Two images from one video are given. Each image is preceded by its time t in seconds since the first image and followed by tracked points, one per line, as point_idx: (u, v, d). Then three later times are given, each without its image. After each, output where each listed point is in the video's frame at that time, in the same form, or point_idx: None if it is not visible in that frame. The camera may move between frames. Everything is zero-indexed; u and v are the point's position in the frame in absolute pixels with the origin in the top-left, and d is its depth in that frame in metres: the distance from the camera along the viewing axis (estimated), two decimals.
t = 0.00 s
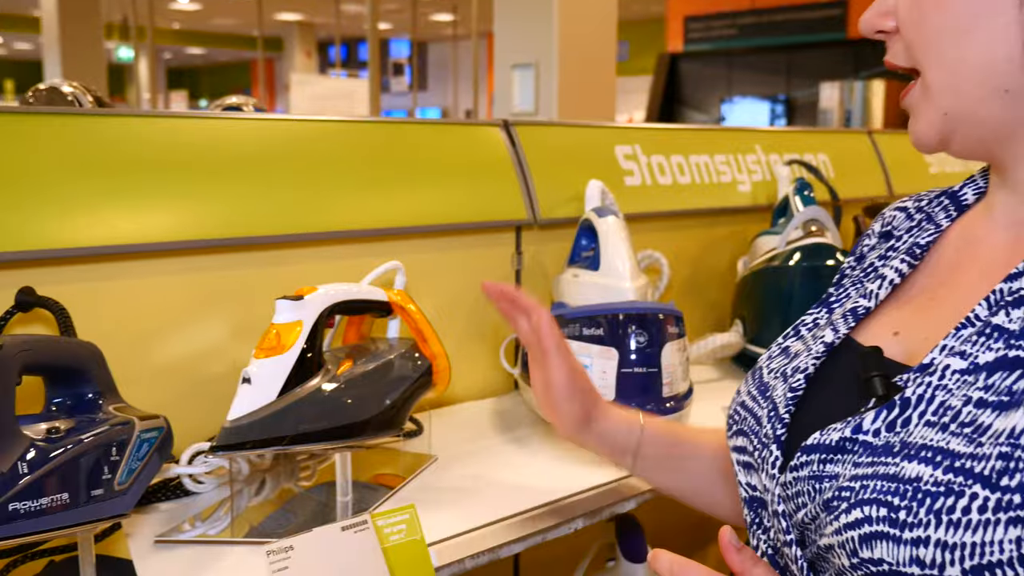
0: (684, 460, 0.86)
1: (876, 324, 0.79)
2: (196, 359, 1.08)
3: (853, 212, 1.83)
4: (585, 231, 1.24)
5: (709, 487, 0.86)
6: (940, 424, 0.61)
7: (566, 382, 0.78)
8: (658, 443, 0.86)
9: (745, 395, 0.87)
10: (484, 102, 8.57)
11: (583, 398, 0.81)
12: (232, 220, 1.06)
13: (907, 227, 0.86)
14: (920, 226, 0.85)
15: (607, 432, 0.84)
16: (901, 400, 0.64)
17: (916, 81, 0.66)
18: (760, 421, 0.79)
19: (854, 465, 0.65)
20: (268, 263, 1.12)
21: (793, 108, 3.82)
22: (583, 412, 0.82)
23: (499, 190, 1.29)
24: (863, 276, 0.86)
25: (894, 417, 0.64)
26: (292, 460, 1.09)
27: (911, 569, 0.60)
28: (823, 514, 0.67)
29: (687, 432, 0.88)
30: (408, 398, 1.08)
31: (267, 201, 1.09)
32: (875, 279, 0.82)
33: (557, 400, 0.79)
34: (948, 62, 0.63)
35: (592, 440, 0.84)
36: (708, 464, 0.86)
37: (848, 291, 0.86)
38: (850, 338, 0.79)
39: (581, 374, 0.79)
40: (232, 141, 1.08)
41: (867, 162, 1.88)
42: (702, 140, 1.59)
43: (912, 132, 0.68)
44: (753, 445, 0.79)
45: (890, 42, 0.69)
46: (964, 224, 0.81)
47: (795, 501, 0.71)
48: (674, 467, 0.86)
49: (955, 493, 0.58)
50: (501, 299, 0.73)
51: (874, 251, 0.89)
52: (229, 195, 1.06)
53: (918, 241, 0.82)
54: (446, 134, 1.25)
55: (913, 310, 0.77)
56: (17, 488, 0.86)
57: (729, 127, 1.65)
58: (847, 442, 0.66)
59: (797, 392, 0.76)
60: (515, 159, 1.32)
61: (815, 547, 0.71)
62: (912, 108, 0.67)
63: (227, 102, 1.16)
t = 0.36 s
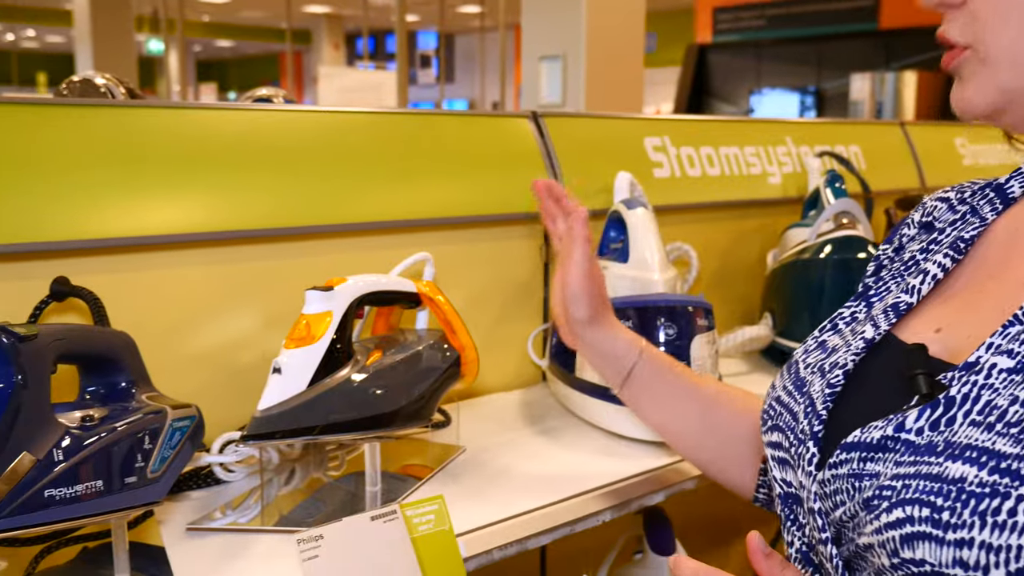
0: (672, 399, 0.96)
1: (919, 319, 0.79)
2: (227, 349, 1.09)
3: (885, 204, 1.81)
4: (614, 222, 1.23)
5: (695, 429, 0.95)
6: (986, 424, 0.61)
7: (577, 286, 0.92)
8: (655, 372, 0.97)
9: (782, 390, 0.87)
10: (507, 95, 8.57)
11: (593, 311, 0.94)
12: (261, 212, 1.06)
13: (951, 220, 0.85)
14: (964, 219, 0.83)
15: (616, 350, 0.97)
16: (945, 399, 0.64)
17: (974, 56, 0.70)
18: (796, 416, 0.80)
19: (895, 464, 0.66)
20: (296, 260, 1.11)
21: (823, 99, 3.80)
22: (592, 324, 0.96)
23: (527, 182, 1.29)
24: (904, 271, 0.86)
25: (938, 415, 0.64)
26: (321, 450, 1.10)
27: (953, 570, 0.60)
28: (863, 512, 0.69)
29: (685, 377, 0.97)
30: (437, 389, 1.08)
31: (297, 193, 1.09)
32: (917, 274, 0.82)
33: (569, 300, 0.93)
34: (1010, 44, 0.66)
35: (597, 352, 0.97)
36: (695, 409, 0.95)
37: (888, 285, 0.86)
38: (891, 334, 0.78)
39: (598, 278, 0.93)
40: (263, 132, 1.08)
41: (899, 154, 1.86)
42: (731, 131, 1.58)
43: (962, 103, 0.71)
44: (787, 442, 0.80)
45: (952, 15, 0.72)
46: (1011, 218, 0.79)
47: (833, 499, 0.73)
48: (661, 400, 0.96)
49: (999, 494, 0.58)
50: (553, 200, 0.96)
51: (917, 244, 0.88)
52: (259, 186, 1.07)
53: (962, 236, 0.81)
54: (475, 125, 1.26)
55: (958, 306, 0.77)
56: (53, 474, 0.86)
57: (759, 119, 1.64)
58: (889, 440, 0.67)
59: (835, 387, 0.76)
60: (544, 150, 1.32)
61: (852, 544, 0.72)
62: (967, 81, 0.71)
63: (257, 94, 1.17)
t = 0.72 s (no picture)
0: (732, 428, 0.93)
1: (943, 321, 0.80)
2: (258, 340, 1.10)
3: (920, 196, 1.79)
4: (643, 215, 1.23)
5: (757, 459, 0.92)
6: None
7: (639, 322, 0.87)
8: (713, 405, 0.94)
9: (801, 398, 0.87)
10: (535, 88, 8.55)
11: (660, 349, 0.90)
12: (293, 203, 1.07)
13: (960, 220, 0.86)
14: (974, 219, 0.84)
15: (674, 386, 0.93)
16: (995, 395, 0.64)
17: None
18: (823, 424, 0.80)
19: (947, 464, 0.65)
20: (329, 248, 1.13)
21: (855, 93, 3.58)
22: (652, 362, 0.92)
23: (557, 174, 1.29)
24: (919, 272, 0.87)
25: (989, 412, 0.64)
26: (351, 440, 1.11)
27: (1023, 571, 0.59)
28: (914, 516, 0.68)
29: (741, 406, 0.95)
30: (465, 381, 1.08)
31: (327, 185, 1.09)
32: (935, 275, 0.83)
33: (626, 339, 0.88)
34: None
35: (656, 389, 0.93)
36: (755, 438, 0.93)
37: (904, 288, 0.87)
38: (915, 335, 0.79)
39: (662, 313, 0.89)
40: (293, 124, 1.09)
41: (932, 145, 1.84)
42: (762, 123, 1.57)
43: None
44: (811, 452, 0.81)
45: None
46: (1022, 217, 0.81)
47: (876, 504, 0.72)
48: (721, 431, 0.93)
49: None
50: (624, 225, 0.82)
51: (924, 246, 0.89)
52: (290, 177, 1.07)
53: (977, 234, 0.82)
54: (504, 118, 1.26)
55: (984, 306, 0.78)
56: (89, 462, 0.87)
57: (790, 111, 1.63)
58: (938, 441, 0.66)
59: (863, 391, 0.77)
60: (573, 142, 1.32)
61: (901, 550, 0.71)
62: None
63: (288, 86, 1.17)
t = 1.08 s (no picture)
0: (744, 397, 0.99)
1: (982, 313, 0.80)
2: (291, 332, 1.11)
3: (956, 190, 1.77)
4: (675, 209, 1.23)
5: (766, 426, 0.98)
6: None
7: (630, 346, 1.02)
8: (724, 375, 1.01)
9: (834, 382, 0.86)
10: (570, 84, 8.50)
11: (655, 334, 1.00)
12: (325, 197, 1.07)
13: (1010, 207, 0.84)
14: None
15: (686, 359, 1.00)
16: None
17: None
18: (853, 412, 0.79)
19: (970, 467, 0.65)
20: (361, 242, 1.13)
21: (888, 85, 3.43)
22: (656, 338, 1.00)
23: (589, 168, 1.29)
24: (962, 260, 0.85)
25: (1017, 418, 0.64)
26: (383, 432, 1.10)
27: None
28: (933, 517, 0.68)
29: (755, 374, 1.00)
30: (497, 374, 1.09)
31: (359, 180, 1.10)
32: (979, 265, 0.81)
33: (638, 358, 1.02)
34: None
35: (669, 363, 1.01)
36: (767, 405, 0.98)
37: (947, 275, 0.85)
38: (954, 327, 0.79)
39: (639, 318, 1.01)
40: (325, 118, 1.10)
41: (969, 138, 1.82)
42: (795, 117, 1.56)
43: None
44: (835, 438, 0.81)
45: None
46: None
47: (898, 499, 0.72)
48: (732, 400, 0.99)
49: None
50: (559, 323, 1.01)
51: (971, 231, 0.87)
52: (322, 171, 1.08)
53: None
54: (536, 111, 1.26)
55: None
56: (126, 452, 0.88)
57: (824, 104, 1.62)
58: (963, 442, 0.66)
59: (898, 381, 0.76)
60: (605, 136, 1.32)
61: (920, 548, 0.71)
62: None
63: (321, 80, 1.18)
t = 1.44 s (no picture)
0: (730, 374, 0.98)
1: None
2: (324, 326, 1.12)
3: (993, 186, 1.74)
4: (708, 205, 1.22)
5: (753, 403, 0.97)
6: None
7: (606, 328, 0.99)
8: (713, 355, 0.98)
9: (868, 380, 0.85)
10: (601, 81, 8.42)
11: (635, 313, 0.98)
12: (358, 192, 1.08)
13: None
14: None
15: (668, 337, 0.98)
16: None
17: None
18: (886, 410, 0.79)
19: (1000, 469, 0.65)
20: (395, 237, 1.14)
21: (923, 81, 3.38)
22: (636, 316, 0.98)
23: (620, 163, 1.29)
24: (1004, 257, 0.81)
25: None
26: (413, 427, 1.12)
27: None
28: (962, 518, 0.68)
29: (741, 350, 0.99)
30: (528, 369, 1.09)
31: (392, 175, 1.11)
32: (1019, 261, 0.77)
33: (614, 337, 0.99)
34: None
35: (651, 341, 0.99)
36: (754, 381, 0.98)
37: (986, 273, 0.82)
38: (991, 327, 0.75)
39: (616, 297, 0.99)
40: (358, 113, 1.10)
41: (1007, 132, 1.80)
42: (830, 113, 1.55)
43: None
44: (868, 437, 0.81)
45: None
46: None
47: (927, 500, 0.72)
48: (717, 378, 0.98)
49: None
50: (535, 311, 1.00)
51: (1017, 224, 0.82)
52: (356, 166, 1.09)
53: None
54: (569, 106, 1.26)
55: None
56: (161, 444, 0.88)
57: (859, 99, 1.61)
58: (994, 444, 0.66)
59: (931, 381, 0.75)
60: (637, 131, 1.32)
61: (949, 549, 0.71)
62: None
63: (353, 75, 1.18)
